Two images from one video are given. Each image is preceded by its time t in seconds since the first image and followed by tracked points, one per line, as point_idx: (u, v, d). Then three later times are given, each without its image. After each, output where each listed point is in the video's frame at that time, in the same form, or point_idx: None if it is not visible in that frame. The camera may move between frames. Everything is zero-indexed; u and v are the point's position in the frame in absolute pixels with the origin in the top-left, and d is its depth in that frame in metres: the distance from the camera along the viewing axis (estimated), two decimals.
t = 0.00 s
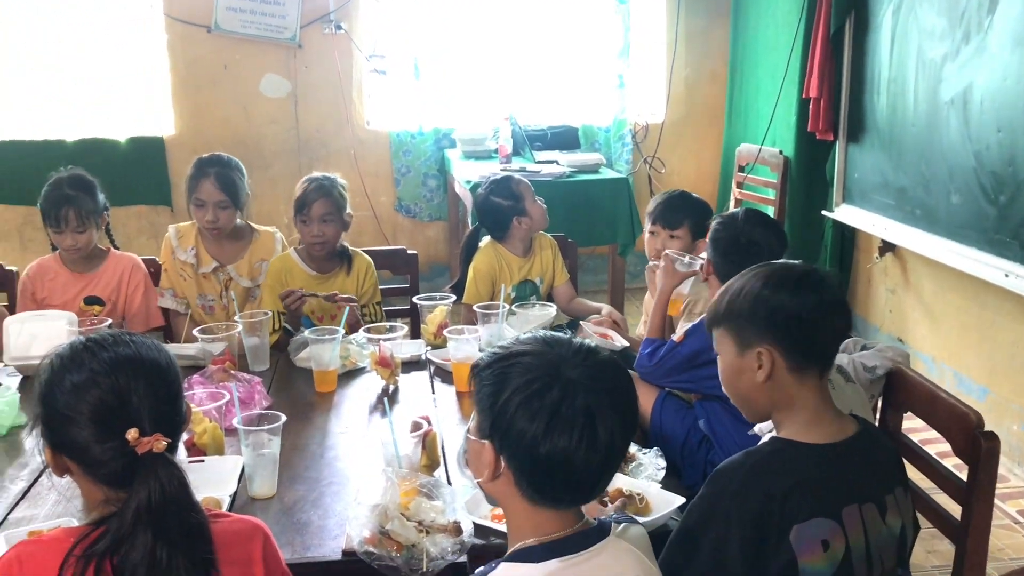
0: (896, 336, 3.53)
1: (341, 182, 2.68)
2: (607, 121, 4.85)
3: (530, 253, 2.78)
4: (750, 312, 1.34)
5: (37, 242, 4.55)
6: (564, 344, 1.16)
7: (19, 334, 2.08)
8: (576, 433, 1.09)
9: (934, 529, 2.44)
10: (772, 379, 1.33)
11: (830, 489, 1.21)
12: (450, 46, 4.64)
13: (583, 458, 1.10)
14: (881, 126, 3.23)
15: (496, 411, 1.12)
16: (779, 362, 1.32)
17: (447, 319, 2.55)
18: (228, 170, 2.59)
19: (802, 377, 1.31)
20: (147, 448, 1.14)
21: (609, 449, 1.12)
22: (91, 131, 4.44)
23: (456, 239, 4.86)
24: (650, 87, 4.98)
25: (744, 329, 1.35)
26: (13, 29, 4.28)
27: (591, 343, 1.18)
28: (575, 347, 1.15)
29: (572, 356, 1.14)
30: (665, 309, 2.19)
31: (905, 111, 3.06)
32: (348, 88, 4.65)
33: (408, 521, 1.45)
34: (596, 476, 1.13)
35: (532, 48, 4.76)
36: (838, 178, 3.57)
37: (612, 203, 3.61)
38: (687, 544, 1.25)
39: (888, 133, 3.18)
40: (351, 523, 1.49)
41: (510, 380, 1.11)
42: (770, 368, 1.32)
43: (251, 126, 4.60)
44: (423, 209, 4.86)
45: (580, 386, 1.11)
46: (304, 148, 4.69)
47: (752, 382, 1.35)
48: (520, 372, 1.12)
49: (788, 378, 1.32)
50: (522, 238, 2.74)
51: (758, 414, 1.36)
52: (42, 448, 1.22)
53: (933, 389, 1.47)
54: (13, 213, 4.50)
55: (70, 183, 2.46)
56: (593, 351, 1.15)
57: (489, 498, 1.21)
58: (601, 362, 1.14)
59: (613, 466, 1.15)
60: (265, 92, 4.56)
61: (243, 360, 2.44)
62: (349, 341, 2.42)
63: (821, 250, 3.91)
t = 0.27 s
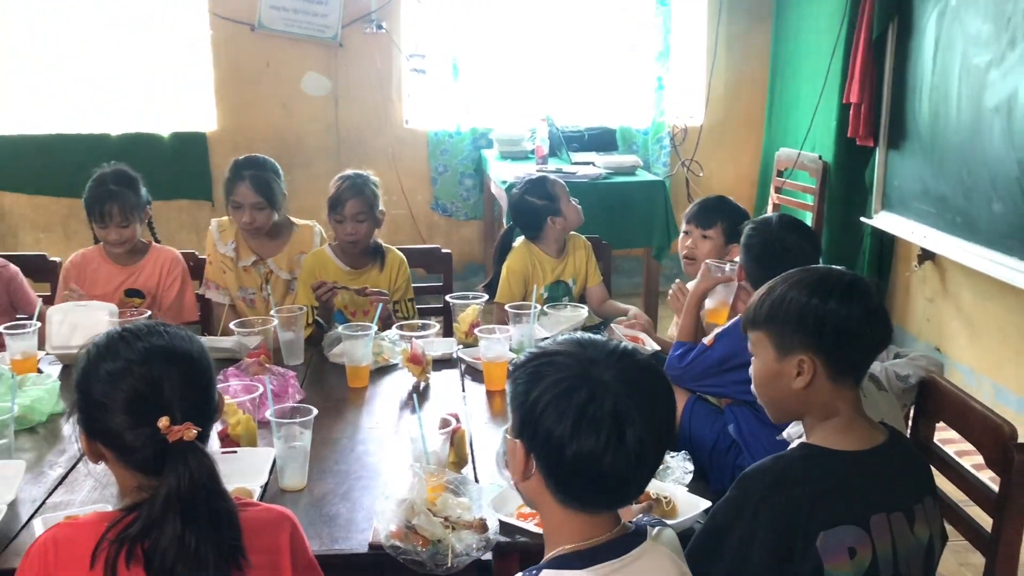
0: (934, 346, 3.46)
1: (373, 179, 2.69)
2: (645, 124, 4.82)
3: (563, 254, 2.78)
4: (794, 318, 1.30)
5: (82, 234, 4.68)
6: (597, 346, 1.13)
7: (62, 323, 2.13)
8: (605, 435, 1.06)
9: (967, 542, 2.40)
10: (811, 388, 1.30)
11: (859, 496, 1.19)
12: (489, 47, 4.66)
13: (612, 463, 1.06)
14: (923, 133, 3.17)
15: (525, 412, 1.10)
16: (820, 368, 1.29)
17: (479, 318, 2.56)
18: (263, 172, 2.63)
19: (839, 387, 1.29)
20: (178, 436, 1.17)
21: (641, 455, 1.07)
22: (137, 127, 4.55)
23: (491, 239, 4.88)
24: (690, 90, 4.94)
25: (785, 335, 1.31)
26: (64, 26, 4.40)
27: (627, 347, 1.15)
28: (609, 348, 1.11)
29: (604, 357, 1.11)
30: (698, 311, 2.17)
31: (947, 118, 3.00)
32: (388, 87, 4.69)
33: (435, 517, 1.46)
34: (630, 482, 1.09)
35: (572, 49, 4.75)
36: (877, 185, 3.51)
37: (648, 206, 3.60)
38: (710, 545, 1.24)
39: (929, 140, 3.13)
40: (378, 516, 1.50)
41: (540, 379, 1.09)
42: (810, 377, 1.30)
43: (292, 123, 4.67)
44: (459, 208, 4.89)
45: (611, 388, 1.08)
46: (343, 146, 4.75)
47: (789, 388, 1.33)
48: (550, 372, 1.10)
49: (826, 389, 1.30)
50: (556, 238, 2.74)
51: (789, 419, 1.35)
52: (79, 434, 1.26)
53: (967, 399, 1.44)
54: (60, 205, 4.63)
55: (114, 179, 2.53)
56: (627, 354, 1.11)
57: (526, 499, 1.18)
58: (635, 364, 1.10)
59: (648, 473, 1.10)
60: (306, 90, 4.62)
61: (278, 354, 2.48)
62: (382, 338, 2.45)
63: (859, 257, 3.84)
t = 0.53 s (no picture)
0: (973, 359, 3.38)
1: (408, 177, 2.72)
2: (687, 128, 4.79)
3: (597, 257, 2.78)
4: (824, 327, 1.29)
5: (128, 225, 4.83)
6: (609, 348, 1.12)
7: (105, 313, 2.18)
8: (592, 438, 1.06)
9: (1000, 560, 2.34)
10: (838, 396, 1.29)
11: (884, 506, 1.17)
12: (531, 49, 4.68)
13: (600, 466, 1.05)
14: (966, 143, 3.11)
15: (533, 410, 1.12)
16: (849, 379, 1.28)
17: (512, 318, 2.57)
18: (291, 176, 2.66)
19: (867, 395, 1.27)
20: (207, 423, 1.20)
21: (627, 465, 1.05)
22: (184, 122, 4.66)
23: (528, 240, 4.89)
24: (733, 94, 4.90)
25: (815, 342, 1.30)
26: (118, 23, 4.53)
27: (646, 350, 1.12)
28: (616, 352, 1.10)
29: (610, 362, 1.09)
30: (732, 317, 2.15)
31: (992, 128, 2.93)
32: (429, 87, 4.74)
33: (459, 512, 1.48)
34: (628, 491, 1.07)
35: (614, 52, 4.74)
36: (919, 195, 3.44)
37: (685, 211, 3.58)
38: (734, 546, 1.23)
39: (973, 150, 3.06)
40: (404, 509, 1.52)
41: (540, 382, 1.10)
42: (838, 385, 1.29)
43: (334, 121, 4.74)
44: (497, 208, 4.92)
45: (606, 393, 1.07)
46: (384, 145, 4.80)
47: (817, 395, 1.31)
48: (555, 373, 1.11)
49: (853, 396, 1.28)
50: (591, 240, 2.74)
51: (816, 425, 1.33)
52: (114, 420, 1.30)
53: (998, 412, 1.41)
54: (108, 197, 4.79)
55: (160, 173, 2.59)
56: (635, 359, 1.09)
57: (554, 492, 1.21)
58: (640, 370, 1.08)
59: (654, 483, 1.08)
60: (349, 89, 4.69)
61: (313, 348, 2.52)
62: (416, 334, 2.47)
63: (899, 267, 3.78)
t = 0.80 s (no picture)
0: (1007, 373, 3.31)
1: (439, 177, 2.74)
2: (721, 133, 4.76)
3: (626, 260, 2.78)
4: (845, 333, 1.28)
5: (165, 220, 4.93)
6: (622, 361, 1.09)
7: (138, 305, 2.24)
8: (592, 453, 1.06)
9: None
10: (857, 403, 1.27)
11: (900, 513, 1.16)
12: (565, 52, 4.69)
13: (599, 481, 1.05)
14: (1004, 153, 3.05)
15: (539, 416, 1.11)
16: (868, 386, 1.27)
17: (538, 319, 2.57)
18: (316, 175, 2.69)
19: (886, 403, 1.26)
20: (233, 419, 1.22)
21: (622, 485, 1.05)
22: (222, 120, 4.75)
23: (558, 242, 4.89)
24: (768, 99, 4.85)
25: (835, 348, 1.29)
26: (160, 22, 4.63)
27: (658, 365, 1.09)
28: (626, 369, 1.07)
29: (618, 377, 1.07)
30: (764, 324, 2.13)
31: None
32: (463, 89, 4.76)
33: (480, 510, 1.49)
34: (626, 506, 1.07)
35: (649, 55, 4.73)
36: (954, 204, 3.38)
37: (716, 217, 3.56)
38: (746, 549, 1.22)
39: (1011, 160, 2.99)
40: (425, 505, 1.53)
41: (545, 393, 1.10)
42: (856, 392, 1.27)
43: (369, 121, 4.78)
44: (528, 210, 4.93)
45: (610, 410, 1.06)
46: (417, 145, 4.84)
47: (835, 402, 1.30)
48: (561, 385, 1.10)
49: (872, 404, 1.26)
50: (619, 243, 2.74)
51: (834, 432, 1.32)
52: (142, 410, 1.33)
53: None
54: (146, 192, 4.90)
55: (198, 169, 2.63)
56: (644, 378, 1.07)
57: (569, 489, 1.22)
58: (649, 390, 1.06)
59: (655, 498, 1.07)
60: (384, 90, 4.73)
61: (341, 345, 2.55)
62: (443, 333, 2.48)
63: (932, 278, 3.72)
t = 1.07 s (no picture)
0: None
1: (461, 180, 2.76)
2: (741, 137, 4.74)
3: (643, 263, 2.78)
4: (855, 336, 1.28)
5: (187, 219, 4.99)
6: (614, 364, 1.10)
7: (160, 304, 2.28)
8: (582, 456, 1.07)
9: None
10: (864, 404, 1.28)
11: (904, 517, 1.16)
12: (586, 56, 4.70)
13: (589, 481, 1.07)
14: None
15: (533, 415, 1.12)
16: (875, 388, 1.27)
17: (555, 322, 2.58)
18: (340, 168, 2.72)
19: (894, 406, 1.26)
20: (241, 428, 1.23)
21: (611, 486, 1.06)
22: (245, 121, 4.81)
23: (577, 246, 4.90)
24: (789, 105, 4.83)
25: (841, 351, 1.30)
26: (186, 24, 4.70)
27: (650, 369, 1.10)
28: (617, 373, 1.08)
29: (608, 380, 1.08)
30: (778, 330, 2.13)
31: None
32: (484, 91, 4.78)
33: (493, 510, 1.50)
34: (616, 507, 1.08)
35: (670, 59, 4.73)
36: (975, 211, 3.35)
37: (735, 222, 3.55)
38: (751, 549, 1.23)
39: None
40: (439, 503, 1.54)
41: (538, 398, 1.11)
42: (863, 394, 1.28)
43: (389, 123, 4.82)
44: (547, 213, 4.94)
45: (601, 414, 1.06)
46: (437, 147, 4.87)
47: (843, 404, 1.30)
48: (553, 389, 1.11)
49: (879, 406, 1.27)
50: (637, 246, 2.74)
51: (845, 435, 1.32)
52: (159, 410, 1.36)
53: None
54: (169, 192, 4.97)
55: (220, 169, 2.66)
56: (636, 381, 1.07)
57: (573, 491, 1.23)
58: (640, 394, 1.06)
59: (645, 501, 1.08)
60: (405, 92, 4.77)
61: (359, 344, 2.57)
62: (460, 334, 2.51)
63: (952, 286, 3.69)
